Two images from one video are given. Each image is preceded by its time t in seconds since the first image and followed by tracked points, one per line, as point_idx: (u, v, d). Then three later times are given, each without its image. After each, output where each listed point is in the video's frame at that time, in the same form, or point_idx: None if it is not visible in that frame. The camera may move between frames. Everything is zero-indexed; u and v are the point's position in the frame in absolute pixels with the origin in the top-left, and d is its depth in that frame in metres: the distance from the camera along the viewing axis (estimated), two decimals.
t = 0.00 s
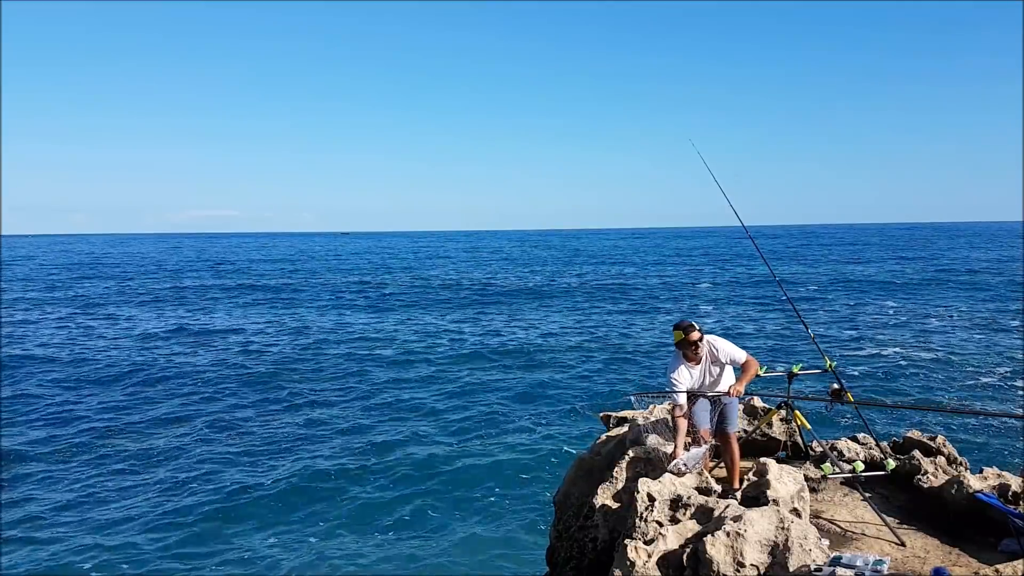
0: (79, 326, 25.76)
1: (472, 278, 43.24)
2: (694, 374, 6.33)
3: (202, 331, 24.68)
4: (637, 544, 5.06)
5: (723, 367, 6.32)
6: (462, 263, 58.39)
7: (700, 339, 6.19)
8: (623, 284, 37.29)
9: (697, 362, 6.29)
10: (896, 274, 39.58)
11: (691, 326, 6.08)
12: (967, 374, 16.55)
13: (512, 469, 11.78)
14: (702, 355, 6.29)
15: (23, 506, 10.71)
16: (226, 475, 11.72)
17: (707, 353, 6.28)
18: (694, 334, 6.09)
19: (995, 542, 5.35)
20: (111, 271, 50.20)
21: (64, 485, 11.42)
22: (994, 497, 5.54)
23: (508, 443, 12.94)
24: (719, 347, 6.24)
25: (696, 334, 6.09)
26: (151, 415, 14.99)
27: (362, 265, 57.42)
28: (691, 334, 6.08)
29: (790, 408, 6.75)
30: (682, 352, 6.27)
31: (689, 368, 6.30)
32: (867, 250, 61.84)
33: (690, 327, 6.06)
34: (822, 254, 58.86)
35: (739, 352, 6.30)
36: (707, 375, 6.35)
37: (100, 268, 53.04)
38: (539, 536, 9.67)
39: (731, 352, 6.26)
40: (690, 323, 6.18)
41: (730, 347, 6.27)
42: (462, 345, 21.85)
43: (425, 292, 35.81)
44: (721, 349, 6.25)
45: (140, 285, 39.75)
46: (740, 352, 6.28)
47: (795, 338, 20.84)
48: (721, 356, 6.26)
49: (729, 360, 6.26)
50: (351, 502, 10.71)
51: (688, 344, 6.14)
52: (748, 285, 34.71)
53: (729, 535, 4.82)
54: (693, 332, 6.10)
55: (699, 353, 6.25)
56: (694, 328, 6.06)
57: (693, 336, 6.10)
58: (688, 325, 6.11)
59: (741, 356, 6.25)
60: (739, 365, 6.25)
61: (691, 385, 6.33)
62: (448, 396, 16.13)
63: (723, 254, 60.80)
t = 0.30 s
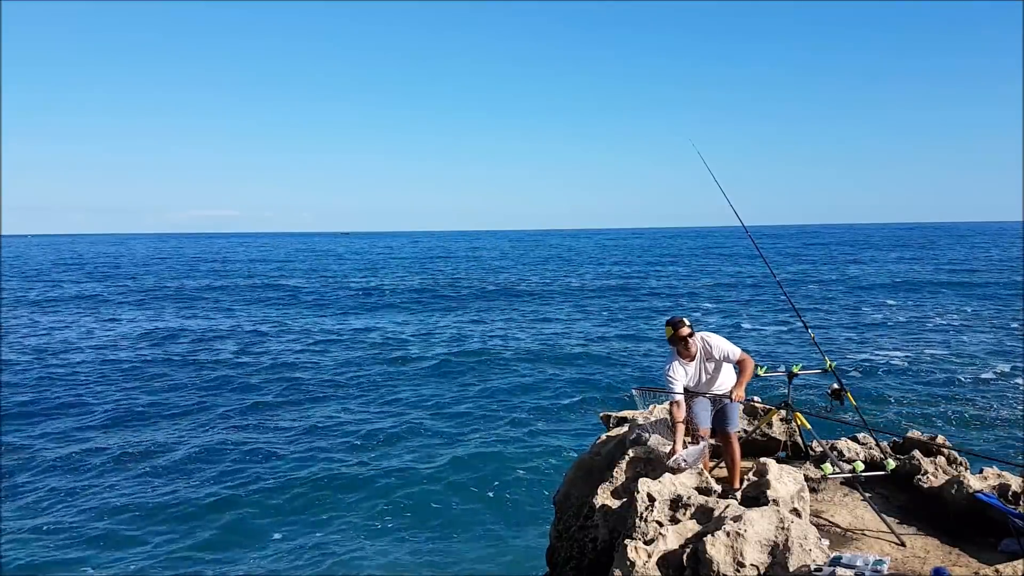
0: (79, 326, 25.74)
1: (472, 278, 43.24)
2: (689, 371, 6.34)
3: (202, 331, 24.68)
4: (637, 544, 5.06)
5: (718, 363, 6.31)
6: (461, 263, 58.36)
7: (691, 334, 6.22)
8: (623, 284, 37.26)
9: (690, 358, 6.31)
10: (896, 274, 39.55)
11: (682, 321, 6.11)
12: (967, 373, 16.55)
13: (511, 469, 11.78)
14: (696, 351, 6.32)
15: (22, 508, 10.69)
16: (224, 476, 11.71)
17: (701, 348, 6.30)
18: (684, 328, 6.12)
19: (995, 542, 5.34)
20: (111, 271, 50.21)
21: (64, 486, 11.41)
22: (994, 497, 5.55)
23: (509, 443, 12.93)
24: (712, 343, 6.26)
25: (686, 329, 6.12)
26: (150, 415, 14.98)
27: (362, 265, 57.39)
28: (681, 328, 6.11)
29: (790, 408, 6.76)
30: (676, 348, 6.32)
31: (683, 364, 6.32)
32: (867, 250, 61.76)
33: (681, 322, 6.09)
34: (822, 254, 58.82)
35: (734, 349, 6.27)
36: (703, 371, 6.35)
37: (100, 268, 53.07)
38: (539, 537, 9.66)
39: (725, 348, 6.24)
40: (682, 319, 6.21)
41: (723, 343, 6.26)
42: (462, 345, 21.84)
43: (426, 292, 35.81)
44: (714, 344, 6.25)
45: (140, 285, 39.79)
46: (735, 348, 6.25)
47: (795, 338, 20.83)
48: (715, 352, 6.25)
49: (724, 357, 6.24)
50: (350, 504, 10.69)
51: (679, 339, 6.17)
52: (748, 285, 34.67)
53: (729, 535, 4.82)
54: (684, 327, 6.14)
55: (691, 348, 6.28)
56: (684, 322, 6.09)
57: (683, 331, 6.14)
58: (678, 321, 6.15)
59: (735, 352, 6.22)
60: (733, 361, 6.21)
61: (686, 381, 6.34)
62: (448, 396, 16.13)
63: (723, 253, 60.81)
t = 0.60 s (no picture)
0: (78, 327, 25.69)
1: (472, 278, 43.21)
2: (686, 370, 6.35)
3: (202, 331, 24.68)
4: (637, 544, 5.06)
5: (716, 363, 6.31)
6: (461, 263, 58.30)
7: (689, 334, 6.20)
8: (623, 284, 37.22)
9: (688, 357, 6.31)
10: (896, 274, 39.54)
11: (678, 322, 6.08)
12: (967, 373, 16.56)
13: (511, 469, 11.78)
14: (693, 349, 6.32)
15: (21, 508, 10.67)
16: (224, 476, 11.69)
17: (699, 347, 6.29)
18: (681, 329, 6.10)
19: (995, 542, 5.35)
20: (111, 271, 50.20)
21: (63, 487, 11.39)
22: (994, 497, 5.55)
23: (509, 443, 12.94)
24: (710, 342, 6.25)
25: (683, 329, 6.10)
26: (150, 415, 14.96)
27: (362, 265, 57.33)
28: (678, 328, 6.09)
29: (791, 408, 6.77)
30: (674, 347, 6.31)
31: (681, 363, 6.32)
32: (866, 250, 61.74)
33: (677, 322, 6.07)
34: (821, 254, 58.83)
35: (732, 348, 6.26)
36: (701, 369, 6.37)
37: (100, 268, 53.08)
38: (539, 537, 9.65)
39: (723, 348, 6.23)
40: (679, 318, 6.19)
41: (722, 343, 6.24)
42: (462, 346, 21.83)
43: (425, 292, 35.78)
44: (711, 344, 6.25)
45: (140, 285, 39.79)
46: (733, 348, 6.23)
47: (795, 339, 20.82)
48: (712, 351, 6.25)
49: (721, 356, 6.23)
50: (350, 504, 10.67)
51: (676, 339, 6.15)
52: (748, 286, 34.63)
53: (729, 535, 4.82)
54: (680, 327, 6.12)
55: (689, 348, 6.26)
56: (680, 322, 6.07)
57: (680, 331, 6.11)
58: (676, 320, 6.12)
59: (733, 352, 6.21)
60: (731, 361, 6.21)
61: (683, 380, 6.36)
62: (448, 396, 16.14)
63: (723, 253, 60.82)
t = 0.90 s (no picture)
0: (78, 327, 25.64)
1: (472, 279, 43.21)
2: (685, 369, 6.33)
3: (202, 331, 24.67)
4: (637, 544, 5.06)
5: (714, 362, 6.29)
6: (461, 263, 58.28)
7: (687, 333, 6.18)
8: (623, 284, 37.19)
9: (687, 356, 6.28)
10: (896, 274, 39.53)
11: (676, 319, 6.07)
12: (967, 373, 16.57)
13: (512, 469, 11.77)
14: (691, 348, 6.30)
15: (21, 506, 10.65)
16: (224, 475, 11.67)
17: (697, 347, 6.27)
18: (679, 327, 6.08)
19: (995, 542, 5.35)
20: (111, 271, 50.17)
21: (63, 485, 11.37)
22: (994, 497, 5.56)
23: (509, 443, 12.93)
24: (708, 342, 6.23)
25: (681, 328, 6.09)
26: (150, 415, 14.95)
27: (362, 266, 57.29)
28: (677, 327, 6.06)
29: (790, 408, 6.77)
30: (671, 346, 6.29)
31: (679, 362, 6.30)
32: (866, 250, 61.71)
33: (675, 321, 6.05)
34: (821, 254, 58.83)
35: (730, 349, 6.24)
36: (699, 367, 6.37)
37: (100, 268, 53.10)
38: (539, 537, 9.65)
39: (721, 348, 6.22)
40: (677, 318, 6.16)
41: (720, 343, 6.24)
42: (462, 346, 21.82)
43: (425, 292, 35.76)
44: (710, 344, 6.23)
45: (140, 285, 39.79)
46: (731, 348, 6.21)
47: (795, 339, 20.82)
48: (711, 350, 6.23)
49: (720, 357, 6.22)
50: (349, 503, 10.66)
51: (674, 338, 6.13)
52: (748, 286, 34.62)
53: (729, 535, 4.82)
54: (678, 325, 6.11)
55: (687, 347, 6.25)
56: (678, 321, 6.05)
57: (679, 330, 6.09)
58: (674, 319, 6.10)
59: (731, 353, 6.19)
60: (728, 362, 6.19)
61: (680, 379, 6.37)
62: (448, 396, 16.14)
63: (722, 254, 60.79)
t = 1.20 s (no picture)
0: (78, 327, 25.59)
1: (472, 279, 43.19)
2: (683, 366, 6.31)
3: (201, 331, 24.63)
4: (637, 544, 5.06)
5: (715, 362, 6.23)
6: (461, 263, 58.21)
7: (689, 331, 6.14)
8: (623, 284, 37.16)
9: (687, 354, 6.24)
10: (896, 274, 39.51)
11: (678, 315, 6.04)
12: (966, 373, 16.57)
13: (512, 469, 11.76)
14: (693, 346, 6.24)
15: (20, 506, 10.61)
16: (224, 476, 11.65)
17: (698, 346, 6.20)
18: (681, 324, 6.05)
19: (995, 542, 5.35)
20: (110, 271, 50.08)
21: (62, 485, 11.34)
22: (994, 497, 5.56)
23: (510, 443, 12.94)
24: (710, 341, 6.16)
25: (683, 325, 6.05)
26: (149, 415, 14.92)
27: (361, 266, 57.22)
28: (679, 323, 6.04)
29: (791, 408, 6.78)
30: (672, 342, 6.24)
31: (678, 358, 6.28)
32: (866, 250, 61.66)
33: (677, 317, 6.02)
34: (821, 254, 58.80)
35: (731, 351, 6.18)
36: (699, 366, 6.31)
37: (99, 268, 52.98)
38: (539, 537, 9.64)
39: (722, 349, 6.15)
40: (681, 314, 6.12)
41: (722, 344, 6.16)
42: (462, 345, 21.81)
43: (425, 292, 35.73)
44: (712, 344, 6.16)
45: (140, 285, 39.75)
46: (731, 351, 6.15)
47: (795, 339, 20.81)
48: (712, 351, 6.18)
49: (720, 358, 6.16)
50: (349, 503, 10.65)
51: (675, 335, 6.10)
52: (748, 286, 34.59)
53: (729, 535, 4.82)
54: (681, 321, 6.08)
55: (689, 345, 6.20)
56: (680, 318, 6.01)
57: (680, 327, 6.06)
58: (677, 315, 6.07)
59: (731, 355, 6.13)
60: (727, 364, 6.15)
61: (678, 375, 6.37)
62: (448, 396, 16.12)
63: (722, 254, 60.80)
